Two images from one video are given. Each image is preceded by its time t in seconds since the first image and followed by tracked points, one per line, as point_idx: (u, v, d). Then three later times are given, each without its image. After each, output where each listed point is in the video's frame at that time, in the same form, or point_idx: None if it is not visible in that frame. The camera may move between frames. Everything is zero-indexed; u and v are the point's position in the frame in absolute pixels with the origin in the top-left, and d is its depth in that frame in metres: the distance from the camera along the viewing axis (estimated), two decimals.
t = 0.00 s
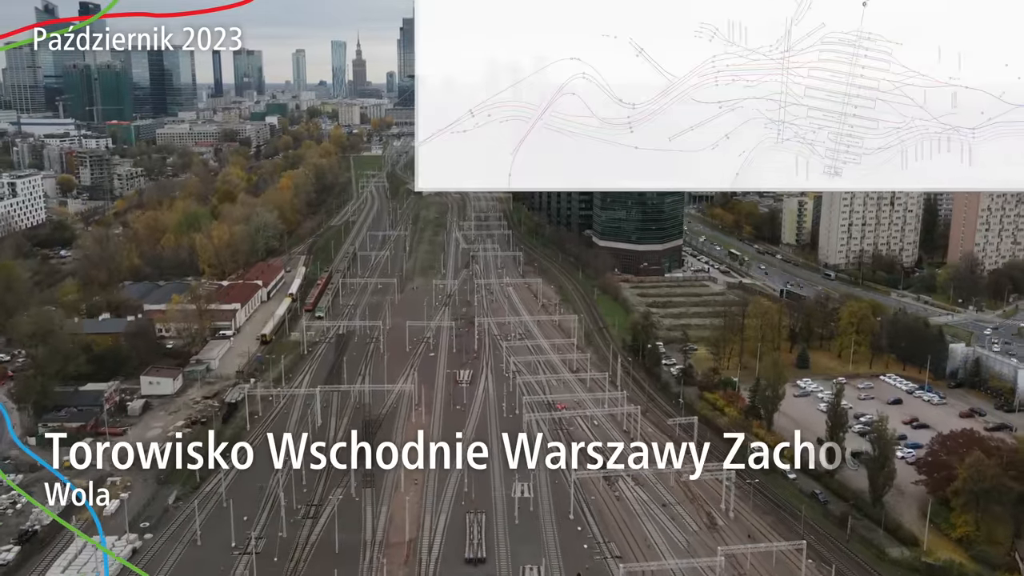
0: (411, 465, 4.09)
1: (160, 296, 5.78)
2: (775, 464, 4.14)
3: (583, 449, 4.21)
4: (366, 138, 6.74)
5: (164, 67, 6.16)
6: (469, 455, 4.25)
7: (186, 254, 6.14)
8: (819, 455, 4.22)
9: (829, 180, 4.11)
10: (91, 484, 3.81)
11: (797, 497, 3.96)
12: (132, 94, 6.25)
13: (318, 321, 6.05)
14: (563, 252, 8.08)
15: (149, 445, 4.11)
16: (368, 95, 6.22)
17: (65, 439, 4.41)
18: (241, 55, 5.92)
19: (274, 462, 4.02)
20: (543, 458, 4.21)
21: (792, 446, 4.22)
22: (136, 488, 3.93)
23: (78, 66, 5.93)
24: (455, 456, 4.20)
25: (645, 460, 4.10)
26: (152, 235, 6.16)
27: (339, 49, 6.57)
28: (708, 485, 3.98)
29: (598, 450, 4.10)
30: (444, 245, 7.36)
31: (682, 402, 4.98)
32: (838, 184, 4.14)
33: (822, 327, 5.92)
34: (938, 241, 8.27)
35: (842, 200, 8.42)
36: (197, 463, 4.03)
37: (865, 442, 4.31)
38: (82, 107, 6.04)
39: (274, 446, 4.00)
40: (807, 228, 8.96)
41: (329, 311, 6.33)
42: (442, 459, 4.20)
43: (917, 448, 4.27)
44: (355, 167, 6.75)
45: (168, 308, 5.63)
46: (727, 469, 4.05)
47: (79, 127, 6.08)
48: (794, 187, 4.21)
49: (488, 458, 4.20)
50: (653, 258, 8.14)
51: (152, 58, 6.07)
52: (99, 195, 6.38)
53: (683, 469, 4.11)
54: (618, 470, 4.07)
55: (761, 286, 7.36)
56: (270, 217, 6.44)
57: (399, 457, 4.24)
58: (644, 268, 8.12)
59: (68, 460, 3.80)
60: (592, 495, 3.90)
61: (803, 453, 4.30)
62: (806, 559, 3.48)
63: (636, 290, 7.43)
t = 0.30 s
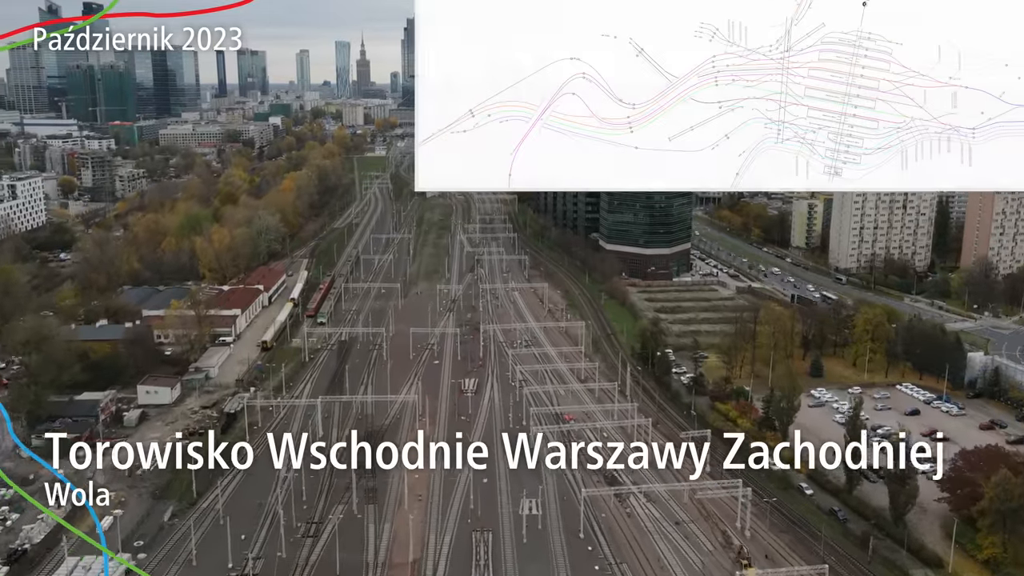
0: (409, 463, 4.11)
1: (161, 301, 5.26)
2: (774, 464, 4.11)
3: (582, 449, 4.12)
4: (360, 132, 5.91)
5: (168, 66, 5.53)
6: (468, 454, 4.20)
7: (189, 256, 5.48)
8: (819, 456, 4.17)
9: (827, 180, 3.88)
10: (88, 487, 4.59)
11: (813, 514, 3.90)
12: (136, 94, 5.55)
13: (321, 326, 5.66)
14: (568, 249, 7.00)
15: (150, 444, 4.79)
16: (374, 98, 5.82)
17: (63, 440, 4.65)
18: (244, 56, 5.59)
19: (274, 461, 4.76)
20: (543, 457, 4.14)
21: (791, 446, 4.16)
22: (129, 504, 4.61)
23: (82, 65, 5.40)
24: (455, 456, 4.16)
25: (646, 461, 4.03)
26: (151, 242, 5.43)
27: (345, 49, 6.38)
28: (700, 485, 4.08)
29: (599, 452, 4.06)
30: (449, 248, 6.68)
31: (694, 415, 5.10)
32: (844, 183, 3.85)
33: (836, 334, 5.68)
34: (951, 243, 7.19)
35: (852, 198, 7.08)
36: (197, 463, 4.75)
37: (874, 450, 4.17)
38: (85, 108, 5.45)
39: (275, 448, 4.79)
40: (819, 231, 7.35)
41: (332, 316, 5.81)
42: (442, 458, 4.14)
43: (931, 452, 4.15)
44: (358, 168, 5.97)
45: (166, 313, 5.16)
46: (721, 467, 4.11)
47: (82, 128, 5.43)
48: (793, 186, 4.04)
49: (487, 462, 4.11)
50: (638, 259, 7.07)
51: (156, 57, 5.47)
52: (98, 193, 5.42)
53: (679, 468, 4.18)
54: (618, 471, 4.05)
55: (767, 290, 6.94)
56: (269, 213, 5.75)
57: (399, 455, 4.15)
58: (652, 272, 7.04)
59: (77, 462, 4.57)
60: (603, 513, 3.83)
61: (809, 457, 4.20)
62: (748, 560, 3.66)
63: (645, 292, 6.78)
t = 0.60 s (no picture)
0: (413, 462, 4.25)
1: (158, 307, 5.03)
2: (774, 464, 4.20)
3: (583, 448, 4.27)
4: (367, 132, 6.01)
5: (173, 66, 5.51)
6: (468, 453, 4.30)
7: (189, 260, 5.29)
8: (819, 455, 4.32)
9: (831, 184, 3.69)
10: (89, 485, 4.20)
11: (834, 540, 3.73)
12: (141, 94, 5.44)
13: (322, 334, 5.50)
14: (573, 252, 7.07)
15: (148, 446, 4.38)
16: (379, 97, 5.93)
17: (63, 440, 4.39)
18: (252, 56, 5.53)
19: (272, 461, 4.31)
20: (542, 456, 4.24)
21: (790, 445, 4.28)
22: (118, 523, 4.01)
23: (87, 65, 5.29)
24: (455, 455, 4.26)
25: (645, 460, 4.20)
26: (151, 245, 5.24)
27: (350, 51, 6.25)
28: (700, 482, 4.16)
29: (598, 448, 4.23)
30: (454, 252, 6.34)
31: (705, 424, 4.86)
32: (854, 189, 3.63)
33: (854, 343, 5.56)
34: (970, 246, 6.46)
35: (869, 202, 6.77)
36: (196, 463, 4.34)
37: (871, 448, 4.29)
38: (90, 109, 5.31)
39: (272, 447, 4.35)
40: (832, 235, 7.18)
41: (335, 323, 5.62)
42: (442, 458, 4.26)
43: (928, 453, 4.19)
44: (364, 168, 5.90)
45: (163, 319, 4.95)
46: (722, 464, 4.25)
47: (87, 128, 5.31)
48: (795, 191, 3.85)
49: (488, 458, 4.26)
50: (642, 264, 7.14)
51: (161, 57, 5.43)
52: (101, 195, 5.25)
53: (682, 470, 4.19)
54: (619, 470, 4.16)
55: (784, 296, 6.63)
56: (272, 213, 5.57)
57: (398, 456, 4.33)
58: (662, 277, 7.07)
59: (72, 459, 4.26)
60: (615, 535, 3.67)
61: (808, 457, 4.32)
62: (750, 562, 3.52)
63: (655, 297, 6.69)
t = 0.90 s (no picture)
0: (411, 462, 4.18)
1: (155, 311, 4.83)
2: (775, 465, 4.07)
3: (583, 450, 4.10)
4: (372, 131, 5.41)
5: (179, 65, 5.03)
6: (468, 454, 4.18)
7: (190, 260, 5.03)
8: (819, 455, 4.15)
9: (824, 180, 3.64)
10: (89, 485, 4.38)
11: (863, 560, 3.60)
12: (146, 93, 5.02)
13: (323, 338, 5.31)
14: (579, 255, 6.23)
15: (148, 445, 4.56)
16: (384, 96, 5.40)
17: (63, 441, 4.43)
18: (254, 53, 5.12)
19: (273, 460, 4.66)
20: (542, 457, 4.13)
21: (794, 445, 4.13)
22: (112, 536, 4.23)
23: (92, 62, 4.92)
24: (456, 455, 4.09)
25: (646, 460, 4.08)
26: (149, 247, 4.95)
27: (354, 48, 6.02)
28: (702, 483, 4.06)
29: (598, 451, 4.07)
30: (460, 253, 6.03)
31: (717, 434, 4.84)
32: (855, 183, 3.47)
33: (870, 349, 5.42)
34: (986, 250, 6.04)
35: (882, 202, 6.15)
36: (196, 463, 4.58)
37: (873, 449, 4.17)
38: (94, 107, 4.93)
39: (272, 446, 4.64)
40: (845, 237, 6.29)
41: (338, 327, 5.43)
42: (443, 458, 4.17)
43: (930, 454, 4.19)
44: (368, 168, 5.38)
45: (160, 324, 4.76)
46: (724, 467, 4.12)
47: (90, 127, 4.93)
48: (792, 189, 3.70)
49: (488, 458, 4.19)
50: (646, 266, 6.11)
51: (166, 56, 4.97)
52: (102, 196, 4.91)
53: (686, 472, 4.06)
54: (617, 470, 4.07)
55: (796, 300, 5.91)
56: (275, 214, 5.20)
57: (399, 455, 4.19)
58: (673, 280, 6.08)
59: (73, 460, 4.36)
60: (629, 555, 3.59)
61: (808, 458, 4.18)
62: None
63: (666, 301, 5.94)
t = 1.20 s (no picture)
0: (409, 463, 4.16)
1: (150, 315, 4.63)
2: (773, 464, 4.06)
3: (584, 446, 4.18)
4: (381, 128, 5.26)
5: (183, 64, 4.80)
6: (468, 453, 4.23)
7: (188, 262, 4.83)
8: (819, 456, 4.16)
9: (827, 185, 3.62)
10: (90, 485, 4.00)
11: None
12: (150, 91, 4.82)
13: (324, 344, 5.08)
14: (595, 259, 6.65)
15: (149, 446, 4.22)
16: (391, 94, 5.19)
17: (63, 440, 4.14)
18: (259, 52, 4.81)
19: (274, 462, 4.18)
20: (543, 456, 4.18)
21: (791, 447, 4.12)
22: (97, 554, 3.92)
23: (96, 60, 4.74)
24: (455, 454, 4.16)
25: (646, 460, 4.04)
26: (148, 248, 4.78)
27: (361, 45, 5.85)
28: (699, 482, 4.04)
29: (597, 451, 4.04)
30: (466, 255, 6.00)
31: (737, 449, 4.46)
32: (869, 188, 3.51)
33: (891, 356, 5.19)
34: (1004, 254, 5.97)
35: (898, 203, 6.10)
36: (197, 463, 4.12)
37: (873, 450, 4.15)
38: (98, 105, 4.77)
39: (273, 448, 4.18)
40: (858, 240, 6.45)
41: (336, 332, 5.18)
42: (442, 458, 4.18)
43: (934, 456, 4.12)
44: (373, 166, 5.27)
45: (155, 328, 4.55)
46: (723, 468, 4.09)
47: (93, 125, 4.77)
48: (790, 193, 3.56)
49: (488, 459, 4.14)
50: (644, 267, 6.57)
51: (169, 54, 4.76)
52: (102, 195, 4.75)
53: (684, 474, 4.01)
54: (618, 470, 4.02)
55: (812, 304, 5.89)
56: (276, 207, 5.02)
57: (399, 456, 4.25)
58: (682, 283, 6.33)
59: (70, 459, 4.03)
60: None
61: (808, 458, 4.17)
62: None
63: (675, 306, 6.03)
